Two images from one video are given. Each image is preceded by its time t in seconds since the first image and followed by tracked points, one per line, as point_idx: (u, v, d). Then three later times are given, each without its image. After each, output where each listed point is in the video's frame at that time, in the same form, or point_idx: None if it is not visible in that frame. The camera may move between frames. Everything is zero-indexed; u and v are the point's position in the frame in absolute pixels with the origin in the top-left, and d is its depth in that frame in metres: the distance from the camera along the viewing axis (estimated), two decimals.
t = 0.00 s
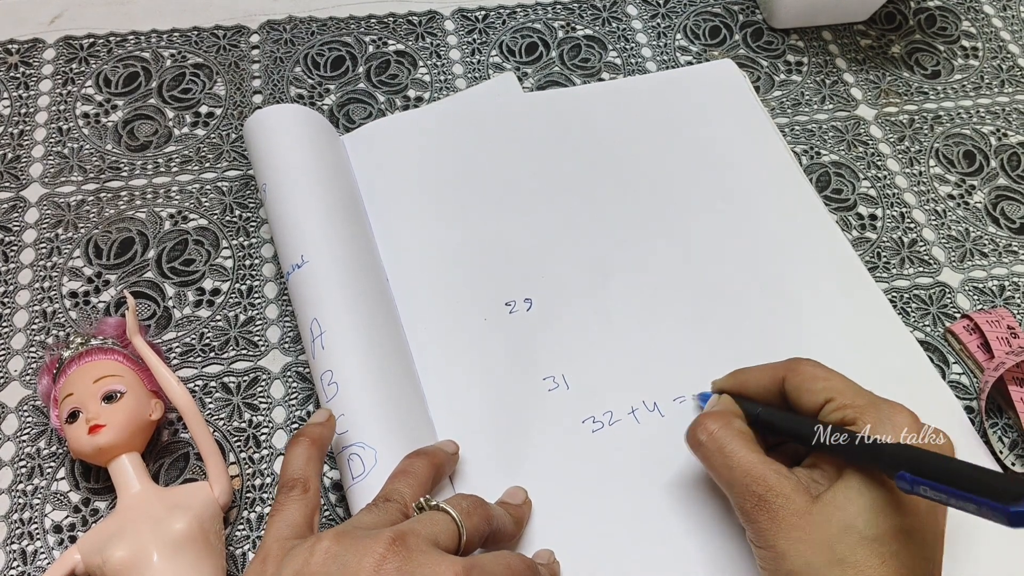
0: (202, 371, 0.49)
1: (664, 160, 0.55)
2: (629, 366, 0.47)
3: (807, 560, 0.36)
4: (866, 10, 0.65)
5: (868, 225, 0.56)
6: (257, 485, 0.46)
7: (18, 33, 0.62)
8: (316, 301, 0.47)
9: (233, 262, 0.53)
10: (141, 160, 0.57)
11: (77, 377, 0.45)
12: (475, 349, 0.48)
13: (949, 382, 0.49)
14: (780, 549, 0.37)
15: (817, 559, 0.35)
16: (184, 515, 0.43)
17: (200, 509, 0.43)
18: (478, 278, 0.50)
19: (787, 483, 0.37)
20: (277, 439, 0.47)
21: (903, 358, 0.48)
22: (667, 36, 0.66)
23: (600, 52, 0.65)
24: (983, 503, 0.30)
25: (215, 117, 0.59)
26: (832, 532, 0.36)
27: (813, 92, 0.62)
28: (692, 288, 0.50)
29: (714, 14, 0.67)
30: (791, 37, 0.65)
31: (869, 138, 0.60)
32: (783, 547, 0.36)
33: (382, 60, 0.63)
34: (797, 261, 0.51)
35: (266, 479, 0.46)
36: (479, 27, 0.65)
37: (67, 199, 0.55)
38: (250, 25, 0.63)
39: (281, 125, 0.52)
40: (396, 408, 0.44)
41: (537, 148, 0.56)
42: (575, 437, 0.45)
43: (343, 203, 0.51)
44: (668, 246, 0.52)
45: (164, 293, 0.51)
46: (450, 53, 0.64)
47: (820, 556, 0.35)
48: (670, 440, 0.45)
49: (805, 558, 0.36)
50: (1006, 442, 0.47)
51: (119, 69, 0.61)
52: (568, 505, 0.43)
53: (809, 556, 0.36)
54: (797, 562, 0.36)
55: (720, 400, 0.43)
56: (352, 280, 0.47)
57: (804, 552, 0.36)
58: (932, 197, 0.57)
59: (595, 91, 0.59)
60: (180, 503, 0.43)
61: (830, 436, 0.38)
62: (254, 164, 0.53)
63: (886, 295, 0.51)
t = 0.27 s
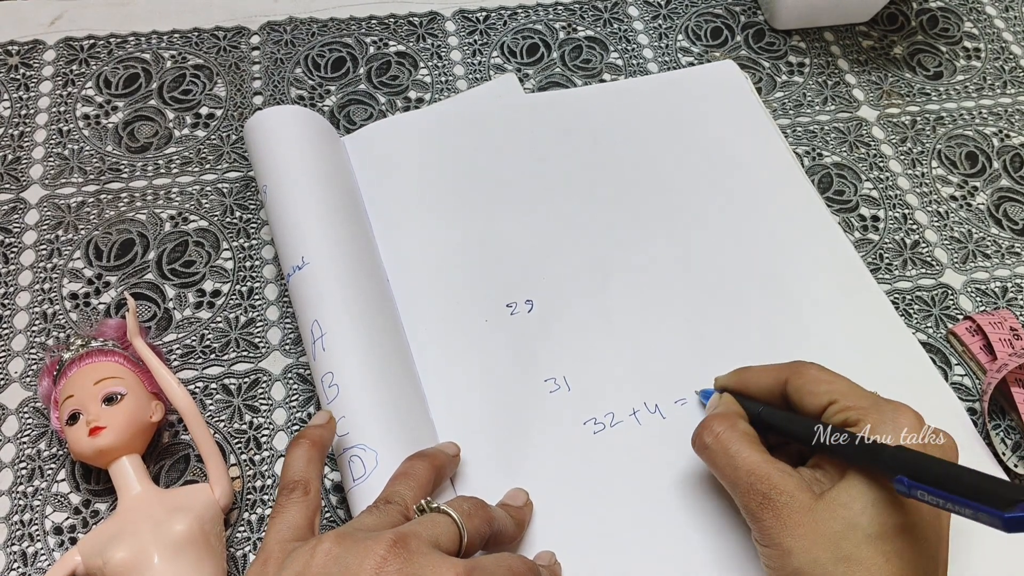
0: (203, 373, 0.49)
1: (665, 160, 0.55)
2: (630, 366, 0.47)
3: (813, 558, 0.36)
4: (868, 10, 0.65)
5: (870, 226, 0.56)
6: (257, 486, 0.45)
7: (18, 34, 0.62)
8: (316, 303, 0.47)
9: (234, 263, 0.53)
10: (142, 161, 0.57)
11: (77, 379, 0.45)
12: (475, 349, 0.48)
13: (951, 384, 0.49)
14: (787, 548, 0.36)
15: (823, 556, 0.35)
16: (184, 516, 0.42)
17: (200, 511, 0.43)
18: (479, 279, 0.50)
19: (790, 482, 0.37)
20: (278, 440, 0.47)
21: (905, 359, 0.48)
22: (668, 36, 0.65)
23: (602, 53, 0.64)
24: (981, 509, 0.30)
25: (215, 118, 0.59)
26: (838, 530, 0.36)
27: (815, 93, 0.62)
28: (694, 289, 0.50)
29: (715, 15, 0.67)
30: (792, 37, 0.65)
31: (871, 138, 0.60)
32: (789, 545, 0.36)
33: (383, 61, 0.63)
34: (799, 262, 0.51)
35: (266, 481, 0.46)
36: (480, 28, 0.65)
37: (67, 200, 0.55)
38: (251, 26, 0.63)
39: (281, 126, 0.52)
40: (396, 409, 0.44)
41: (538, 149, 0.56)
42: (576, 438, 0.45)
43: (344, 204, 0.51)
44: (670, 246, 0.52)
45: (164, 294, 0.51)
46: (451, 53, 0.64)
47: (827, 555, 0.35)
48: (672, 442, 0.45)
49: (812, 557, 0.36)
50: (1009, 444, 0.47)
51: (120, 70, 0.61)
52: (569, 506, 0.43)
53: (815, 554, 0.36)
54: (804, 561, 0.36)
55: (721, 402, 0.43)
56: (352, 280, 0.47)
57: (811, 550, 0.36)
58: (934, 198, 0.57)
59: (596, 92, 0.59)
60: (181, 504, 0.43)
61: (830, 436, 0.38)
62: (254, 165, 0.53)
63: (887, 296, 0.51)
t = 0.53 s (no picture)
0: (203, 371, 0.49)
1: (664, 159, 0.55)
2: (629, 365, 0.47)
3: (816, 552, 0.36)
4: (866, 10, 0.65)
5: (868, 225, 0.56)
6: (257, 485, 0.45)
7: (18, 33, 0.62)
8: (316, 301, 0.47)
9: (234, 262, 0.53)
10: (142, 160, 0.57)
11: (77, 377, 0.45)
12: (475, 348, 0.48)
13: (949, 382, 0.49)
14: (790, 541, 0.37)
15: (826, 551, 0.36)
16: (184, 514, 0.42)
17: (200, 509, 0.43)
18: (478, 278, 0.50)
19: (798, 475, 0.38)
20: (278, 438, 0.47)
21: (904, 358, 0.48)
22: (668, 35, 0.66)
23: (601, 52, 0.65)
24: (993, 494, 0.30)
25: (215, 117, 0.59)
26: (842, 524, 0.36)
27: (813, 92, 0.62)
28: (693, 288, 0.50)
29: (715, 14, 0.67)
30: (791, 36, 0.65)
31: (869, 137, 0.60)
32: (793, 539, 0.37)
33: (382, 60, 0.63)
34: (798, 261, 0.51)
35: (266, 479, 0.46)
36: (479, 27, 0.65)
37: (67, 199, 0.55)
38: (251, 25, 0.63)
39: (281, 125, 0.52)
40: (396, 408, 0.44)
41: (538, 148, 0.56)
42: (575, 437, 0.45)
43: (343, 202, 0.51)
44: (669, 245, 0.52)
45: (164, 292, 0.51)
46: (451, 52, 0.64)
47: (829, 549, 0.35)
48: (671, 440, 0.45)
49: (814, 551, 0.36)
50: (1007, 442, 0.47)
51: (120, 69, 0.61)
52: (568, 504, 0.43)
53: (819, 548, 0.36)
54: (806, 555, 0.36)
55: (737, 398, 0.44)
56: (351, 279, 0.47)
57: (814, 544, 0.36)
58: (933, 197, 0.57)
59: (595, 91, 0.59)
60: (181, 502, 0.43)
61: (830, 435, 0.38)
62: (255, 164, 0.53)
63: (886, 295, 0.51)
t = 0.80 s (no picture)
0: (202, 372, 0.49)
1: (664, 160, 0.55)
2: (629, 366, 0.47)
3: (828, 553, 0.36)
4: (866, 10, 0.65)
5: (868, 225, 0.56)
6: (256, 486, 0.45)
7: (18, 33, 0.62)
8: (316, 303, 0.47)
9: (233, 263, 0.53)
10: (141, 160, 0.57)
11: (76, 379, 0.45)
12: (474, 350, 0.48)
13: (949, 383, 0.49)
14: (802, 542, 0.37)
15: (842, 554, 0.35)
16: (184, 515, 0.42)
17: (200, 510, 0.43)
18: (477, 279, 0.50)
19: (810, 473, 0.37)
20: (277, 439, 0.47)
21: (904, 359, 0.48)
22: (668, 36, 0.65)
23: (601, 52, 0.64)
24: (1007, 504, 0.30)
25: (215, 118, 0.59)
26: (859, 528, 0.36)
27: (813, 92, 0.62)
28: (693, 289, 0.50)
29: (715, 14, 0.67)
30: (791, 37, 0.65)
31: (869, 138, 0.60)
32: (804, 535, 0.37)
33: (382, 60, 0.63)
34: (798, 261, 0.51)
35: (265, 480, 0.46)
36: (479, 27, 0.65)
37: (67, 199, 0.55)
38: (250, 26, 0.63)
39: (280, 127, 0.52)
40: (395, 409, 0.44)
41: (538, 148, 0.56)
42: (575, 438, 0.45)
43: (343, 204, 0.51)
44: (669, 246, 0.52)
45: (164, 293, 0.51)
46: (451, 53, 0.64)
47: (838, 549, 0.36)
48: (671, 441, 0.45)
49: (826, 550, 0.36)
50: (1007, 443, 0.47)
51: (119, 69, 0.61)
52: (568, 506, 0.43)
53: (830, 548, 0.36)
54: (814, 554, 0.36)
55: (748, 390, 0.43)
56: (350, 280, 0.47)
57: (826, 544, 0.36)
58: (933, 198, 0.57)
59: (595, 92, 0.59)
60: (180, 503, 0.43)
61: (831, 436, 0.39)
62: (254, 165, 0.53)
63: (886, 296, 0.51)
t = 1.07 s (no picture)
0: (202, 372, 0.49)
1: (663, 160, 0.55)
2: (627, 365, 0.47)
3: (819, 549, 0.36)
4: (865, 10, 0.65)
5: (867, 225, 0.56)
6: (256, 485, 0.45)
7: (17, 33, 0.62)
8: (315, 302, 0.47)
9: (233, 262, 0.53)
10: (141, 160, 0.57)
11: (76, 378, 0.45)
12: (473, 349, 0.48)
13: (948, 382, 0.49)
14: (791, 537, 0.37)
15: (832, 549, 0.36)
16: (184, 514, 0.42)
17: (200, 509, 0.43)
18: (477, 279, 0.50)
19: (798, 474, 0.38)
20: (276, 439, 0.47)
21: (903, 358, 0.48)
22: (667, 36, 0.66)
23: (600, 52, 0.65)
24: (988, 488, 0.29)
25: (214, 117, 0.59)
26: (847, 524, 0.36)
27: (812, 92, 0.62)
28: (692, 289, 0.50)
29: (713, 14, 0.67)
30: (790, 37, 0.66)
31: (868, 138, 0.60)
32: (792, 535, 0.37)
33: (382, 60, 0.63)
34: (797, 261, 0.51)
35: (265, 480, 0.46)
36: (479, 27, 0.65)
37: (66, 199, 0.55)
38: (250, 26, 0.64)
39: (280, 126, 0.52)
40: (394, 408, 0.44)
41: (537, 148, 0.56)
42: (574, 437, 0.45)
43: (342, 204, 0.51)
44: (668, 245, 0.52)
45: (163, 293, 0.51)
46: (450, 53, 0.64)
47: (828, 547, 0.36)
48: (670, 441, 0.45)
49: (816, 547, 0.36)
50: (1005, 442, 0.47)
51: (119, 69, 0.61)
52: (567, 505, 0.43)
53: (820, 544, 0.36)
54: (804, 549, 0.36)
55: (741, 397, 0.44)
56: (350, 280, 0.47)
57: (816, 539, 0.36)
58: (931, 198, 0.57)
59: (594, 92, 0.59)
60: (180, 503, 0.43)
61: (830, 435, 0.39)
62: (253, 164, 0.53)
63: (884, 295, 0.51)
